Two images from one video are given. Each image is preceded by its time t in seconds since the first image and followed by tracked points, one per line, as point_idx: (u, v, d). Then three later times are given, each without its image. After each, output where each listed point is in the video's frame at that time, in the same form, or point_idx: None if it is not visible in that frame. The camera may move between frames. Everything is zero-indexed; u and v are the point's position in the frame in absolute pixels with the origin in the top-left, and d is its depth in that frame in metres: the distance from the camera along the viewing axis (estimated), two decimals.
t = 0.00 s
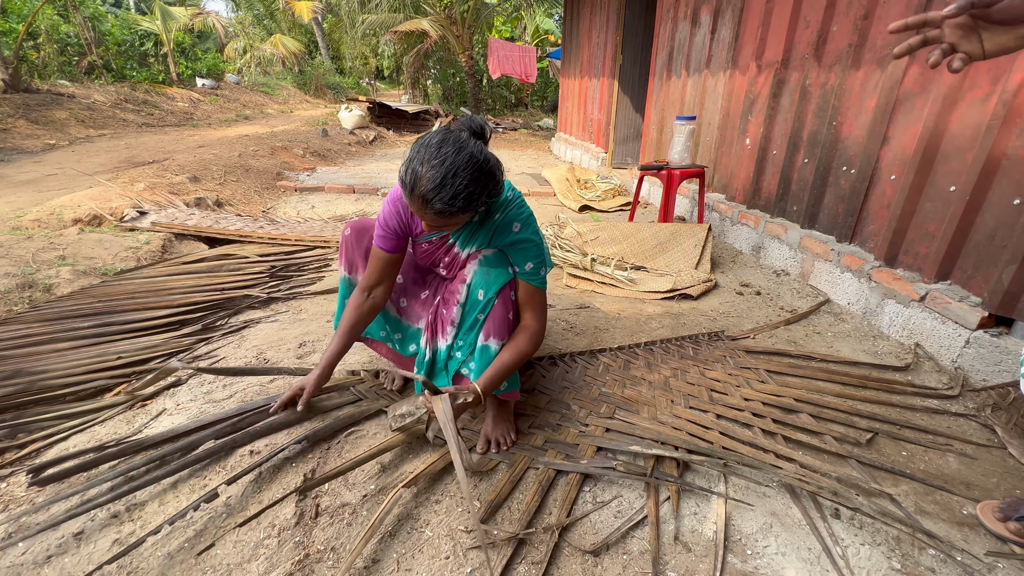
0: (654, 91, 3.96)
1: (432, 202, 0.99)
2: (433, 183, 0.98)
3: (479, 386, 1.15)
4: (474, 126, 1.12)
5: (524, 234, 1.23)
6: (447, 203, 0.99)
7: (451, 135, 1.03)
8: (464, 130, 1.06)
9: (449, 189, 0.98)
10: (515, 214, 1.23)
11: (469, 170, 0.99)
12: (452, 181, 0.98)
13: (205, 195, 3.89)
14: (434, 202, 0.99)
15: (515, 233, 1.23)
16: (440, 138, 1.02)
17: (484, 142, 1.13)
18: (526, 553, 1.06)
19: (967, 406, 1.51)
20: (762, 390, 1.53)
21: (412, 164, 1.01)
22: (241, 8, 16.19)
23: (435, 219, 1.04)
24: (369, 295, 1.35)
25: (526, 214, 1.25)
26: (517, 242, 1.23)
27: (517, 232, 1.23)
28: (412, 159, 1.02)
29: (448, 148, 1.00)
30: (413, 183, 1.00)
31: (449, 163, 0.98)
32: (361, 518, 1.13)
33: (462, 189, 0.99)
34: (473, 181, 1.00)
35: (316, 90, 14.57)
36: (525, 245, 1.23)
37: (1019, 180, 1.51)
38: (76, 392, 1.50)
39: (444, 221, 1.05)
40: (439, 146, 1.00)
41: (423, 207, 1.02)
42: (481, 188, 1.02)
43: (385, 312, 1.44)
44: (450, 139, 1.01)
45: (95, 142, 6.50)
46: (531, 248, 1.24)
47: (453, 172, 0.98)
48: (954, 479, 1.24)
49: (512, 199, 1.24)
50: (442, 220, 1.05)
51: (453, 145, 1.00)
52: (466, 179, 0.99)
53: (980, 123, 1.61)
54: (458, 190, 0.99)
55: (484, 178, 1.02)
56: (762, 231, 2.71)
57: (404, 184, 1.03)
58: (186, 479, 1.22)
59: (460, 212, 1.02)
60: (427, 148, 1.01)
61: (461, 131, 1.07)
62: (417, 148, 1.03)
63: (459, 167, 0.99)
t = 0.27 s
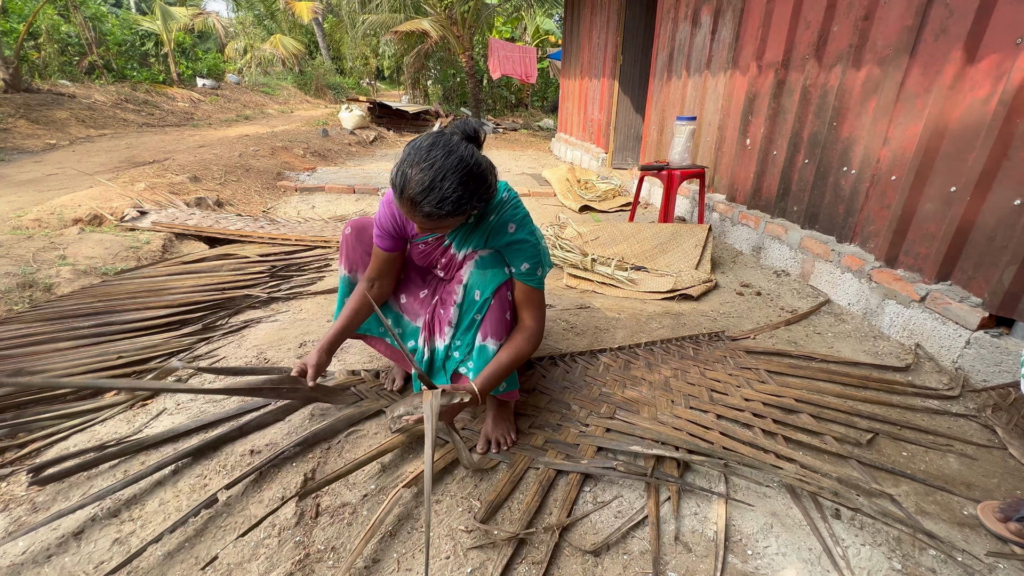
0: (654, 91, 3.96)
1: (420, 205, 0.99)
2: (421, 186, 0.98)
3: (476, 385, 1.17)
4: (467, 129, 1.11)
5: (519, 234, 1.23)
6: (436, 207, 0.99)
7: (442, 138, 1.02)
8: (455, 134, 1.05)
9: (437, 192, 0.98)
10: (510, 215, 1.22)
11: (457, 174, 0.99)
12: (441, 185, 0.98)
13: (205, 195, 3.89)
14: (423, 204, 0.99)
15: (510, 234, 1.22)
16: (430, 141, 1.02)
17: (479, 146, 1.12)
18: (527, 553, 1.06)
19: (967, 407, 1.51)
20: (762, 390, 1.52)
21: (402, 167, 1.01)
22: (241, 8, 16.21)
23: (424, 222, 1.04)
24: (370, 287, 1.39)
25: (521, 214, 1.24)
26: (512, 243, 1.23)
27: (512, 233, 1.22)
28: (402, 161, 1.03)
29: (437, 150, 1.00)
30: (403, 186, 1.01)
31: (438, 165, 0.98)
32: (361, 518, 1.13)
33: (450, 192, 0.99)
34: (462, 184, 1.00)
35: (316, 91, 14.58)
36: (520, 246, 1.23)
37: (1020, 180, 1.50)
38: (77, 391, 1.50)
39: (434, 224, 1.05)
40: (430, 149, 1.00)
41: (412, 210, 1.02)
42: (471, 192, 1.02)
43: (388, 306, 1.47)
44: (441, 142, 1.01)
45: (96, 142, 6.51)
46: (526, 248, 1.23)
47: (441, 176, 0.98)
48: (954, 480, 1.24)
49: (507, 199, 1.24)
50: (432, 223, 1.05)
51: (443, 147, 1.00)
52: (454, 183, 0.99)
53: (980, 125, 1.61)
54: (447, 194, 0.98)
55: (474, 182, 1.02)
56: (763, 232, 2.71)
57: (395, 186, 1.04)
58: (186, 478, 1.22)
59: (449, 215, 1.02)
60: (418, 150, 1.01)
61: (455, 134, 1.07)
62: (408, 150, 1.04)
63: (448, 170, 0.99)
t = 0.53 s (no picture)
0: (655, 92, 3.96)
1: (411, 191, 1.01)
2: (414, 173, 0.99)
3: (463, 385, 1.17)
4: (472, 128, 1.12)
5: (514, 233, 1.23)
6: (426, 194, 1.00)
7: (443, 130, 1.04)
8: (458, 129, 1.06)
9: (429, 180, 0.99)
10: (507, 214, 1.23)
11: (452, 164, 0.99)
12: (433, 173, 0.99)
13: (205, 195, 3.89)
14: (414, 191, 1.00)
15: (506, 233, 1.23)
16: (430, 132, 1.03)
17: (481, 143, 1.12)
18: (527, 553, 1.06)
19: (968, 407, 1.51)
20: (762, 390, 1.53)
21: (401, 153, 1.03)
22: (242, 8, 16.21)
23: (415, 211, 1.05)
24: (385, 285, 1.41)
25: (518, 214, 1.24)
26: (507, 242, 1.23)
27: (508, 232, 1.23)
28: (402, 149, 1.04)
29: (435, 140, 1.01)
30: (398, 171, 1.02)
31: (433, 155, 0.99)
32: (361, 517, 1.13)
33: (442, 181, 0.99)
34: (456, 176, 1.00)
35: (317, 91, 14.58)
36: (514, 245, 1.22)
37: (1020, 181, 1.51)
38: (77, 390, 1.50)
39: (424, 214, 1.05)
40: (429, 139, 1.02)
41: (404, 197, 1.03)
42: (464, 185, 1.01)
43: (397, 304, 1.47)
44: (440, 134, 1.02)
45: (96, 142, 6.51)
46: (521, 248, 1.22)
47: (435, 165, 0.99)
48: (955, 480, 1.24)
49: (504, 198, 1.24)
50: (423, 213, 1.05)
51: (442, 138, 1.01)
52: (448, 173, 0.99)
53: (980, 124, 1.61)
54: (438, 183, 0.99)
55: (468, 176, 1.01)
56: (763, 232, 2.71)
57: (392, 172, 1.06)
58: (187, 477, 1.22)
59: (439, 205, 1.02)
60: (417, 140, 1.03)
61: (457, 128, 1.08)
62: (410, 139, 1.06)
63: (442, 160, 0.99)
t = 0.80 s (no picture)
0: (655, 92, 3.96)
1: (412, 197, 1.01)
2: (416, 179, 0.99)
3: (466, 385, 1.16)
4: (473, 129, 1.11)
5: (518, 234, 1.23)
6: (427, 200, 1.00)
7: (443, 133, 1.03)
8: (459, 131, 1.05)
9: (430, 185, 0.99)
10: (510, 215, 1.23)
11: (453, 170, 0.99)
12: (435, 179, 0.99)
13: (206, 195, 3.89)
14: (416, 196, 1.00)
15: (509, 234, 1.23)
16: (431, 135, 1.03)
17: (482, 144, 1.12)
18: (528, 553, 1.06)
19: (969, 407, 1.51)
20: (763, 390, 1.53)
21: (401, 158, 1.03)
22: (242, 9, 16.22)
23: (418, 215, 1.05)
24: (364, 279, 1.39)
25: (521, 215, 1.24)
26: (510, 243, 1.23)
27: (511, 233, 1.23)
28: (402, 153, 1.04)
29: (436, 145, 1.01)
30: (399, 177, 1.02)
31: (434, 160, 0.99)
32: (362, 517, 1.13)
33: (443, 187, 0.99)
34: (457, 181, 1.00)
35: (317, 91, 14.59)
36: (517, 246, 1.23)
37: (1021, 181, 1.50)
38: (78, 390, 1.50)
39: (427, 218, 1.06)
40: (429, 143, 1.01)
41: (406, 202, 1.03)
42: (466, 189, 1.01)
43: (384, 295, 1.45)
44: (441, 137, 1.02)
45: (97, 142, 6.51)
46: (524, 248, 1.23)
47: (437, 170, 0.98)
48: (956, 480, 1.23)
49: (508, 199, 1.24)
50: (426, 217, 1.06)
51: (442, 142, 1.01)
52: (449, 178, 0.99)
53: (981, 125, 1.61)
54: (439, 189, 0.99)
55: (470, 180, 1.01)
56: (764, 232, 2.70)
57: (393, 176, 1.06)
58: (187, 477, 1.22)
59: (442, 210, 1.02)
60: (418, 143, 1.02)
61: (457, 130, 1.07)
62: (410, 143, 1.05)
63: (443, 165, 0.99)
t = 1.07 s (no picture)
0: (656, 92, 3.96)
1: (415, 196, 1.01)
2: (417, 178, 0.99)
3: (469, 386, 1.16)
4: (472, 126, 1.11)
5: (519, 233, 1.23)
6: (430, 199, 1.00)
7: (443, 132, 1.03)
8: (458, 129, 1.06)
9: (432, 184, 0.99)
10: (511, 213, 1.23)
11: (454, 168, 0.99)
12: (436, 178, 0.99)
13: (208, 195, 3.90)
14: (418, 195, 1.01)
15: (510, 233, 1.23)
16: (430, 134, 1.03)
17: (481, 141, 1.12)
18: (529, 552, 1.07)
19: (970, 407, 1.51)
20: (764, 390, 1.53)
21: (401, 158, 1.03)
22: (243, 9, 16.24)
23: (421, 214, 1.05)
24: (359, 280, 1.37)
25: (522, 214, 1.24)
26: (511, 242, 1.23)
27: (512, 231, 1.23)
28: (402, 153, 1.04)
29: (436, 143, 1.01)
30: (400, 177, 1.02)
31: (435, 158, 0.99)
32: (363, 516, 1.13)
33: (445, 185, 0.99)
34: (459, 179, 1.00)
35: (318, 91, 14.60)
36: (518, 245, 1.23)
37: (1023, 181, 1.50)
38: (79, 389, 1.50)
39: (430, 217, 1.06)
40: (429, 142, 1.01)
41: (408, 201, 1.03)
42: (467, 187, 1.02)
43: (380, 296, 1.45)
44: (440, 136, 1.02)
45: (99, 142, 6.53)
46: (525, 247, 1.23)
47: (438, 169, 0.99)
48: (957, 480, 1.23)
49: (508, 197, 1.24)
50: (428, 216, 1.06)
51: (442, 140, 1.01)
52: (450, 176, 0.99)
53: (982, 124, 1.61)
54: (441, 188, 0.99)
55: (471, 177, 1.02)
56: (765, 232, 2.70)
57: (393, 177, 1.06)
58: (189, 476, 1.22)
59: (444, 208, 1.03)
60: (418, 142, 1.02)
61: (456, 128, 1.07)
62: (409, 142, 1.05)
63: (444, 164, 0.99)
